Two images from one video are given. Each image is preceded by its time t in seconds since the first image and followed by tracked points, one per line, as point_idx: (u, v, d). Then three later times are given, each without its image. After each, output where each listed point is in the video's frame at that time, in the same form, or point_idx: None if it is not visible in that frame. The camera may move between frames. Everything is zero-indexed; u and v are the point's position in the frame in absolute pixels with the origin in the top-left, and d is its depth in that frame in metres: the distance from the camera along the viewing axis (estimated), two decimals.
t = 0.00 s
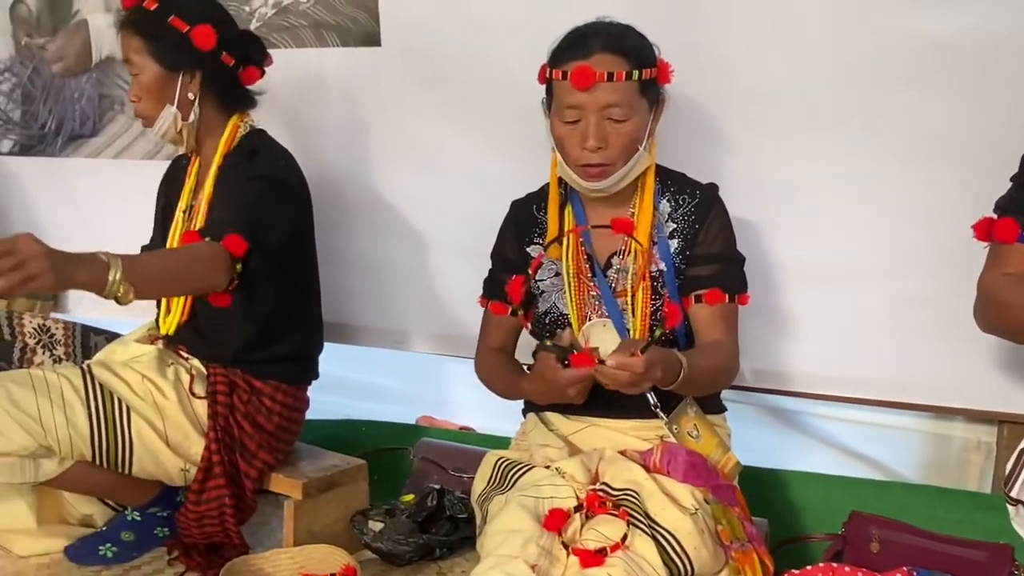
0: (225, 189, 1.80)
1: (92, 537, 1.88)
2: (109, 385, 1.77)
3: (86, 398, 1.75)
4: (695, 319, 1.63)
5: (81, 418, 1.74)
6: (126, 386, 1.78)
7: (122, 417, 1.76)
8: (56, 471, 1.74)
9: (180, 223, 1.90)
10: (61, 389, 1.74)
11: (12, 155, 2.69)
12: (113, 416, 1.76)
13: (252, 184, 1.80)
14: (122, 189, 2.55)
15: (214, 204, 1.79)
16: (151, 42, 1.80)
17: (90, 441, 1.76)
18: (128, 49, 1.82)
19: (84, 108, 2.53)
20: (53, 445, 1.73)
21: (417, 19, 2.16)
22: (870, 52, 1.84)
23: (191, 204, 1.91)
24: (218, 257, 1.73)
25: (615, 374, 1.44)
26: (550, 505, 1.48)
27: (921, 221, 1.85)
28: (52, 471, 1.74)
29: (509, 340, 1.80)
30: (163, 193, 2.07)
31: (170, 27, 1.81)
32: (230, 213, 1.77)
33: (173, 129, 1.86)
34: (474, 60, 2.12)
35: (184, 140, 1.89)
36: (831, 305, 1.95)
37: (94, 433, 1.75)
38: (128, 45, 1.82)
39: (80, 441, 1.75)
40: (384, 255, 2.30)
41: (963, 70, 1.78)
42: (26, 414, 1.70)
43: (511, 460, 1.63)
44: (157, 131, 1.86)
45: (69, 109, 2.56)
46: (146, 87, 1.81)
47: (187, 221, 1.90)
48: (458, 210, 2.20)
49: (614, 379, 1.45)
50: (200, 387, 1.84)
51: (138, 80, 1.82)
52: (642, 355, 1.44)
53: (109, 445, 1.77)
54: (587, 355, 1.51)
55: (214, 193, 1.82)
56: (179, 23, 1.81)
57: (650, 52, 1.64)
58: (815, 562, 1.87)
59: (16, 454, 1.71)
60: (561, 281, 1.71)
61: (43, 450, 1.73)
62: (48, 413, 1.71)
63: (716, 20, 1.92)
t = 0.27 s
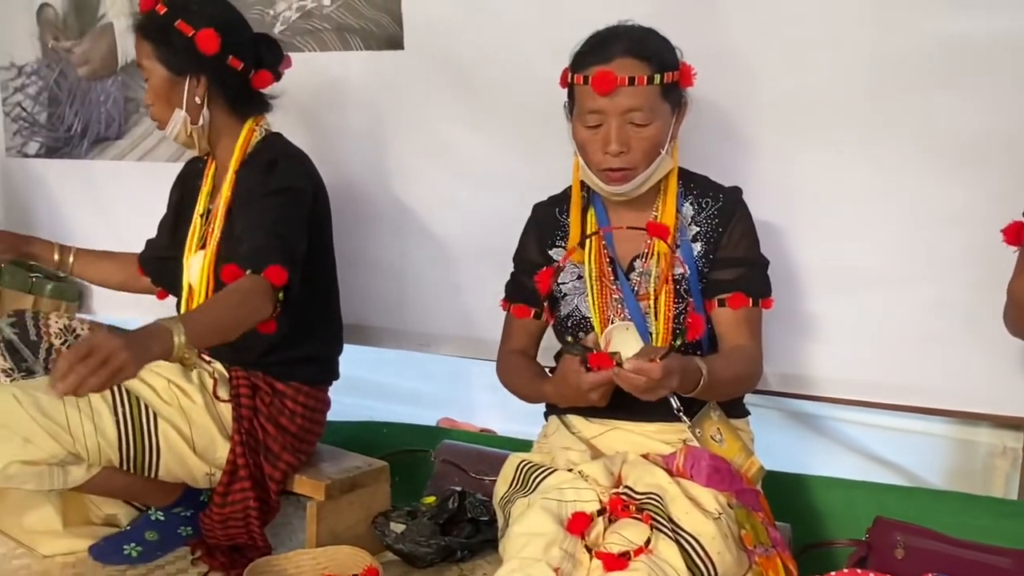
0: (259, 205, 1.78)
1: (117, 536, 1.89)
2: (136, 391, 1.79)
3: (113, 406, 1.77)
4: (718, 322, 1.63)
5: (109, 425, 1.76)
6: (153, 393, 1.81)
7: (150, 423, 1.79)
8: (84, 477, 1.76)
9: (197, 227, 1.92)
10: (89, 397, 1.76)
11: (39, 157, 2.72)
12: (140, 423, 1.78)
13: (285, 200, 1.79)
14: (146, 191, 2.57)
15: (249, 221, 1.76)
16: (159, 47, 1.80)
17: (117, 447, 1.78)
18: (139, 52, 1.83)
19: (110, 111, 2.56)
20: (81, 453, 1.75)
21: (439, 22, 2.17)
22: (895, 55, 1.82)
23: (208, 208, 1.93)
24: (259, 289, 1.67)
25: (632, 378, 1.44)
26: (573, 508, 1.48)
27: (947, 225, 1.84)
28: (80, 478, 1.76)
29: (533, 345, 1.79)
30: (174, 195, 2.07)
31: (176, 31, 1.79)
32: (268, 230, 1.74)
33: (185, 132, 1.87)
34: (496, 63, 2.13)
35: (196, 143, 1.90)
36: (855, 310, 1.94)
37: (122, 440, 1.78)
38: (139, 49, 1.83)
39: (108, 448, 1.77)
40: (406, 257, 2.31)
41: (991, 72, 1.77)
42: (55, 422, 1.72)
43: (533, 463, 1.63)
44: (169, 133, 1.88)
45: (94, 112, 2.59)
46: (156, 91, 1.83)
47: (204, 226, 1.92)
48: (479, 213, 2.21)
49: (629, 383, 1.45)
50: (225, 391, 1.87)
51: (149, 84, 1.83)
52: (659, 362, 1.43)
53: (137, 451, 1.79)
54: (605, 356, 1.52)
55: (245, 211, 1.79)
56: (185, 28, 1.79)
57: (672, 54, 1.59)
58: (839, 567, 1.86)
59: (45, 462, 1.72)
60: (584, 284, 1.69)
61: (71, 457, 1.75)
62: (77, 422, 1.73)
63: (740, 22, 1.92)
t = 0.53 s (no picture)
0: (313, 220, 1.82)
1: (141, 535, 1.91)
2: (161, 394, 1.81)
3: (139, 409, 1.79)
4: (741, 324, 1.62)
5: (135, 428, 1.78)
6: (178, 396, 1.82)
7: (175, 426, 1.80)
8: (110, 480, 1.80)
9: (216, 229, 1.92)
10: (115, 399, 1.79)
11: (64, 158, 2.75)
12: (165, 425, 1.80)
13: (331, 210, 1.84)
14: (170, 192, 2.59)
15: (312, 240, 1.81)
16: (174, 51, 1.83)
17: (143, 450, 1.79)
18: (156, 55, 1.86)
19: (134, 112, 2.58)
20: (107, 456, 1.77)
21: (462, 23, 2.17)
22: (921, 55, 1.81)
23: (227, 210, 1.94)
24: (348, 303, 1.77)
25: (654, 380, 1.43)
26: (596, 510, 1.47)
27: (974, 227, 1.82)
28: (106, 480, 1.80)
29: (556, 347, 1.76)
30: (190, 193, 2.08)
31: (189, 35, 1.81)
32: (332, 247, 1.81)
33: (200, 135, 1.89)
34: (518, 64, 2.13)
35: (213, 145, 1.91)
36: (879, 312, 1.92)
37: (147, 443, 1.79)
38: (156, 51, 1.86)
39: (134, 450, 1.79)
40: (428, 258, 2.31)
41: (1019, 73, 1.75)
42: (81, 425, 1.75)
43: (556, 464, 1.63)
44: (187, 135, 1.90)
45: (119, 113, 2.61)
46: (173, 93, 1.85)
47: (224, 227, 1.92)
48: (501, 214, 2.21)
49: (650, 384, 1.44)
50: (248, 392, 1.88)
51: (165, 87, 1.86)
52: (679, 365, 1.42)
53: (162, 454, 1.80)
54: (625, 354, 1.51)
55: (298, 224, 1.83)
56: (198, 31, 1.81)
57: (694, 55, 1.56)
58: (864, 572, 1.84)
59: (72, 464, 1.75)
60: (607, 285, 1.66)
61: (98, 460, 1.78)
62: (102, 424, 1.75)
63: (765, 23, 1.91)
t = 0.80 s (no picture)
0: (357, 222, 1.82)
1: (162, 532, 1.93)
2: (190, 397, 1.84)
3: (169, 413, 1.81)
4: (762, 325, 1.60)
5: (165, 431, 1.81)
6: (206, 398, 1.85)
7: (204, 428, 1.83)
8: (141, 483, 1.82)
9: (238, 227, 1.93)
10: (144, 403, 1.81)
11: (86, 157, 2.77)
12: (195, 428, 1.82)
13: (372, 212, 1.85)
14: (191, 191, 2.60)
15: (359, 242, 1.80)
16: (197, 48, 1.83)
17: (173, 453, 1.82)
18: (178, 52, 1.86)
19: (156, 112, 2.60)
20: (138, 459, 1.80)
21: (482, 22, 2.17)
22: (946, 53, 1.79)
23: (248, 208, 1.95)
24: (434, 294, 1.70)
25: (675, 379, 1.40)
26: (618, 510, 1.46)
27: (999, 227, 1.80)
28: (137, 483, 1.82)
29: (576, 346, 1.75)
30: (206, 188, 2.09)
31: (212, 33, 1.82)
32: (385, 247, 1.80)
33: (221, 133, 1.88)
34: (539, 63, 2.13)
35: (233, 144, 1.91)
36: (902, 313, 1.91)
37: (177, 445, 1.81)
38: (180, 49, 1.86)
39: (164, 453, 1.81)
40: (447, 257, 2.31)
41: None
42: (112, 430, 1.77)
43: (577, 464, 1.62)
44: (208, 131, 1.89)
45: (141, 113, 2.63)
46: (195, 90, 1.85)
47: (244, 225, 1.93)
48: (521, 214, 2.21)
49: (670, 382, 1.42)
50: (273, 392, 1.92)
51: (187, 84, 1.85)
52: (700, 364, 1.40)
53: (192, 456, 1.82)
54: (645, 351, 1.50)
55: (339, 224, 1.82)
56: (221, 29, 1.81)
57: (714, 53, 1.56)
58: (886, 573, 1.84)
59: (103, 469, 1.78)
60: (627, 285, 1.66)
61: (129, 464, 1.80)
62: (133, 428, 1.78)
63: (787, 21, 1.90)
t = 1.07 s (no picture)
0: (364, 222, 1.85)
1: (181, 528, 1.94)
2: (217, 399, 1.85)
3: (197, 417, 1.82)
4: (781, 325, 1.59)
5: (193, 435, 1.81)
6: (231, 400, 1.87)
7: (232, 430, 1.84)
8: (169, 487, 1.83)
9: (259, 225, 1.94)
10: (172, 407, 1.82)
11: (105, 156, 2.78)
12: (224, 431, 1.83)
13: (382, 211, 1.87)
14: (209, 190, 2.61)
15: (363, 244, 1.83)
16: (251, 39, 1.85)
17: (202, 457, 1.82)
18: (221, 43, 1.86)
19: (175, 111, 2.61)
20: (167, 464, 1.80)
21: (499, 21, 2.17)
22: (968, 50, 1.77)
23: (270, 205, 1.95)
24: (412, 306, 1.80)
25: (693, 380, 1.41)
26: (636, 510, 1.46)
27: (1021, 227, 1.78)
28: (165, 487, 1.82)
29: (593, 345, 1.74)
30: (232, 190, 2.09)
31: (271, 26, 1.85)
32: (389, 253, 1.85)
33: (260, 126, 1.89)
34: (557, 62, 2.12)
35: (267, 139, 1.92)
36: (922, 312, 1.89)
37: (206, 449, 1.82)
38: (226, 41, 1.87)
39: (193, 457, 1.81)
40: (464, 256, 2.31)
41: None
42: (142, 434, 1.77)
43: (595, 464, 1.62)
44: (243, 126, 1.88)
45: (160, 112, 2.64)
46: (240, 83, 1.85)
47: (266, 223, 1.94)
48: (537, 214, 2.20)
49: (689, 383, 1.42)
50: (297, 392, 1.94)
51: (231, 76, 1.85)
52: (720, 364, 1.39)
53: (220, 459, 1.83)
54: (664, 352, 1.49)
55: (350, 222, 1.85)
56: (281, 23, 1.85)
57: (732, 51, 1.54)
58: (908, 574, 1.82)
59: (133, 475, 1.78)
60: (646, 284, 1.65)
61: (158, 469, 1.80)
62: (163, 433, 1.78)
63: (807, 19, 1.88)
